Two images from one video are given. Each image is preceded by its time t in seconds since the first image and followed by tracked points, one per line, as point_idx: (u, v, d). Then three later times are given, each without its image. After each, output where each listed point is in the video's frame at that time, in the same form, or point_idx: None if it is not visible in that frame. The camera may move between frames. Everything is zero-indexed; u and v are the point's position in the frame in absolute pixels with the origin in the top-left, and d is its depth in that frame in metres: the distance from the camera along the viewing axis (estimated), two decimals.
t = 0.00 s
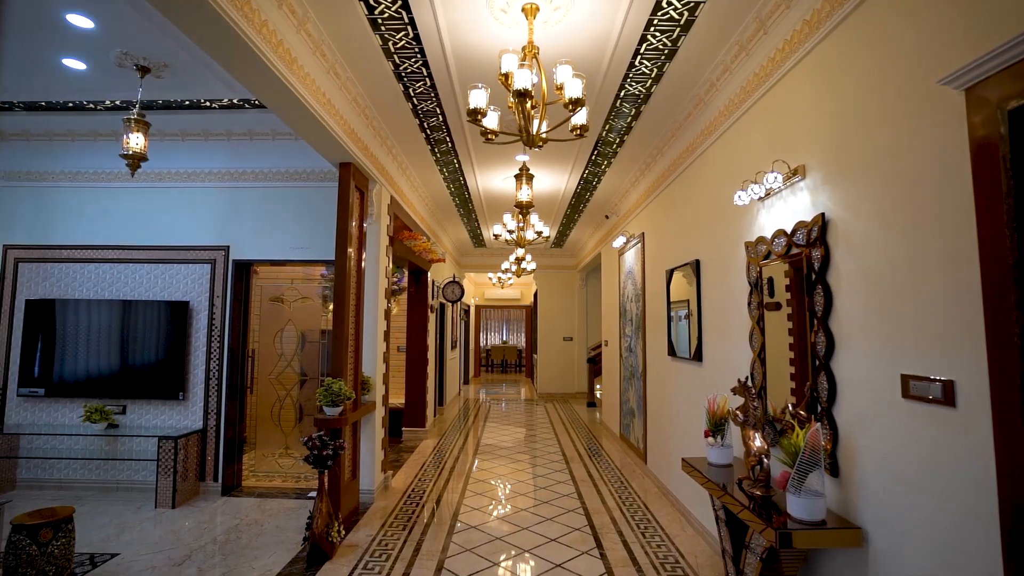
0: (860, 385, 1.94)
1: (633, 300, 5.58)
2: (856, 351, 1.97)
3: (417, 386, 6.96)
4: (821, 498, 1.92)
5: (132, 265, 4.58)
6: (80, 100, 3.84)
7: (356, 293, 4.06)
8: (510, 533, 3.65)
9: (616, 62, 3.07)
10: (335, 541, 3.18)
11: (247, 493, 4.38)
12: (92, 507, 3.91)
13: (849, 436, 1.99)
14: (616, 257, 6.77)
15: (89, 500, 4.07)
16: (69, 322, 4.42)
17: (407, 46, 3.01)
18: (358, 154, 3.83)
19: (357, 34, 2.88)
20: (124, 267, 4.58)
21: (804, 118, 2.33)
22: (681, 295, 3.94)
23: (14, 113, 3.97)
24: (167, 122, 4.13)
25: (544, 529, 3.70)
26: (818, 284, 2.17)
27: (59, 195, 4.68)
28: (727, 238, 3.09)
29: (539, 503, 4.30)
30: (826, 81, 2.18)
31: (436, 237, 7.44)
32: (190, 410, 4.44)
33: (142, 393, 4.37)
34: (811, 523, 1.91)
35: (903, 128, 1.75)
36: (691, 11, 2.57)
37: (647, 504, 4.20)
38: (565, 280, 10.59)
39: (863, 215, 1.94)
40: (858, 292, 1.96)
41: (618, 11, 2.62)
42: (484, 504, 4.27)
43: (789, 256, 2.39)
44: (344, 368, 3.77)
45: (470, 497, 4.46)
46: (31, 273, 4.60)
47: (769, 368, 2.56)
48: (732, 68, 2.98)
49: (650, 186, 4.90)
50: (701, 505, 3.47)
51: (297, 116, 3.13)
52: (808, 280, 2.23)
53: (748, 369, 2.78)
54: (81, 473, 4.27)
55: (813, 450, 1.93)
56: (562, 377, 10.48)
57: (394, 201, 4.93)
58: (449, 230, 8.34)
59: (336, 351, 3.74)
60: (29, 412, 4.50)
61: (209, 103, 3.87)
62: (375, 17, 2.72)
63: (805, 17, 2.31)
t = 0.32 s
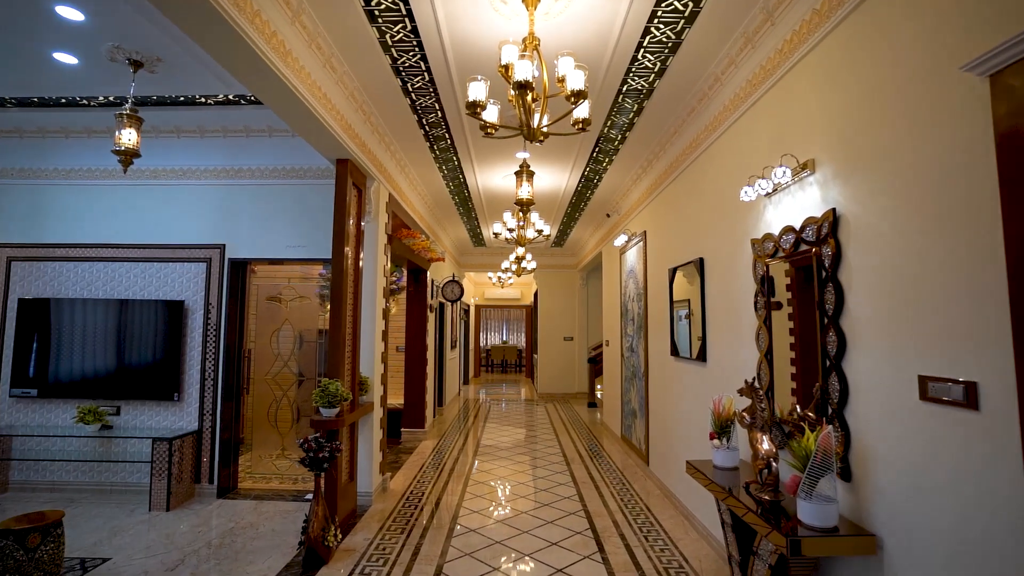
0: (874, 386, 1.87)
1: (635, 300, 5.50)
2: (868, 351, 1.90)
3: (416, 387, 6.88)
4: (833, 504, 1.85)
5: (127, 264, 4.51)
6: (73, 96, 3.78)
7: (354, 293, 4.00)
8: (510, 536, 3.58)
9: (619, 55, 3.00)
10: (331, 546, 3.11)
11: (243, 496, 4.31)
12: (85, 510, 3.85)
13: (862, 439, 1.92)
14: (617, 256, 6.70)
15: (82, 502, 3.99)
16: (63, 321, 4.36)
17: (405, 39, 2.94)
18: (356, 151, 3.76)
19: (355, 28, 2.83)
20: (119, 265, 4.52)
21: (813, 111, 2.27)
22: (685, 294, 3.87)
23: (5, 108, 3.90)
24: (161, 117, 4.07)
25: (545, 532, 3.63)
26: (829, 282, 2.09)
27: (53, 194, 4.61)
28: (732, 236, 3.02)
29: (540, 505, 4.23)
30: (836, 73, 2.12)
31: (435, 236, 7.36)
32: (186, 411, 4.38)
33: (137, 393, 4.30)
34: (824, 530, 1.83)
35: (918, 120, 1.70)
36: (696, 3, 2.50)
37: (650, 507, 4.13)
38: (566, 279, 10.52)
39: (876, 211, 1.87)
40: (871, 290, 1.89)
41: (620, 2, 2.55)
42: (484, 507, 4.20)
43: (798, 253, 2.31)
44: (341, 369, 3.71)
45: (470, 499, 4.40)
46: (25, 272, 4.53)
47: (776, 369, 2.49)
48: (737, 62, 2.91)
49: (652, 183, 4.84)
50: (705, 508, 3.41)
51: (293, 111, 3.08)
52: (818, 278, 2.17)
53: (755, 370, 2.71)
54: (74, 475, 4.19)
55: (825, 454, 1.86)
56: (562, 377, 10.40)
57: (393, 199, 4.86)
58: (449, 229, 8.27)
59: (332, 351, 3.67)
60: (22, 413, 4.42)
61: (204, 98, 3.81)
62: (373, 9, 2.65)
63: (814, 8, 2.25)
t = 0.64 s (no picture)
0: (888, 389, 1.79)
1: (637, 299, 5.42)
2: (883, 351, 1.82)
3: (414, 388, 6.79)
4: (846, 511, 1.77)
5: (120, 263, 4.43)
6: (64, 91, 3.71)
7: (350, 292, 3.92)
8: (510, 540, 3.50)
9: (621, 47, 2.93)
10: (327, 551, 3.03)
11: (238, 499, 4.23)
12: (76, 514, 3.77)
13: (877, 443, 1.84)
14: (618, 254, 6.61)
15: (73, 506, 3.92)
16: (54, 321, 4.27)
17: (402, 30, 2.87)
18: (352, 146, 3.69)
19: (349, 19, 2.76)
20: (112, 264, 4.44)
21: (822, 103, 2.19)
22: (688, 293, 3.79)
23: None
24: (153, 113, 4.06)
25: (545, 536, 3.56)
26: (841, 279, 2.01)
27: (45, 191, 4.53)
28: (738, 233, 2.94)
29: (540, 508, 4.15)
30: (847, 63, 2.05)
31: (435, 234, 7.27)
32: (180, 412, 4.29)
33: (130, 394, 4.22)
34: (836, 538, 1.76)
35: (920, 119, 1.68)
36: None
37: (652, 510, 4.05)
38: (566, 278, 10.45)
39: (892, 206, 1.79)
40: (885, 288, 1.81)
41: None
42: (483, 510, 4.12)
43: (807, 250, 2.24)
44: (336, 369, 3.63)
45: (469, 502, 4.32)
46: (16, 271, 4.46)
47: (784, 369, 2.42)
48: (742, 54, 2.84)
49: (654, 180, 4.76)
50: (710, 512, 3.34)
51: (290, 108, 3.05)
52: (829, 275, 2.09)
53: (762, 370, 2.63)
54: (67, 478, 4.12)
55: (837, 458, 1.78)
56: (562, 377, 10.31)
57: (391, 196, 4.79)
58: (448, 227, 8.19)
59: (328, 351, 3.59)
60: (13, 414, 4.35)
61: (198, 93, 3.74)
62: None
63: None
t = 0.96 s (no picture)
0: (906, 393, 1.70)
1: (638, 299, 5.33)
2: (899, 353, 1.74)
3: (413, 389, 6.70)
4: (862, 520, 1.68)
5: (111, 261, 4.35)
6: (53, 86, 3.63)
7: (346, 291, 3.84)
8: (509, 545, 3.42)
9: (624, 39, 2.85)
10: (321, 557, 2.95)
11: (231, 502, 4.15)
12: (66, 518, 3.69)
13: (893, 450, 1.76)
14: (619, 253, 6.52)
15: (62, 510, 3.83)
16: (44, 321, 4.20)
17: (398, 22, 2.80)
18: (348, 142, 3.62)
19: (343, 9, 2.67)
20: (103, 263, 4.36)
21: (833, 95, 2.11)
22: (691, 293, 3.71)
23: None
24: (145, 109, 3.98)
25: (545, 541, 3.48)
26: (853, 277, 1.92)
27: (35, 189, 4.44)
28: (743, 231, 2.86)
29: (540, 512, 4.06)
30: (859, 52, 1.97)
31: (433, 233, 7.18)
32: (173, 414, 4.23)
33: (122, 396, 4.14)
34: (850, 549, 1.66)
35: (945, 108, 1.58)
36: None
37: (654, 514, 3.97)
38: (566, 278, 10.36)
39: (910, 202, 1.70)
40: (902, 287, 1.72)
41: None
42: (482, 514, 4.04)
43: (817, 247, 2.15)
44: (332, 370, 3.55)
45: (467, 505, 4.24)
46: (5, 270, 4.37)
47: (793, 371, 2.33)
48: (748, 47, 2.76)
49: (655, 178, 4.69)
50: (714, 516, 3.25)
51: (285, 104, 2.99)
52: (840, 274, 2.00)
53: (769, 373, 2.55)
54: (57, 481, 4.03)
55: (852, 465, 1.69)
56: (562, 378, 10.22)
57: (388, 194, 4.71)
58: (447, 226, 8.11)
59: (323, 352, 3.51)
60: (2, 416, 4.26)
61: (191, 89, 3.67)
62: None
63: None
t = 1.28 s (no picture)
0: (927, 400, 1.60)
1: (639, 299, 5.25)
2: (919, 357, 1.63)
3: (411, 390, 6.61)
4: (878, 532, 1.58)
5: (101, 260, 4.26)
6: (41, 80, 3.54)
7: (340, 291, 3.75)
8: (508, 552, 3.32)
9: (626, 30, 2.76)
10: (313, 565, 2.85)
11: (223, 506, 4.05)
12: (53, 524, 3.60)
13: (910, 458, 1.66)
14: (620, 252, 6.44)
15: (50, 515, 3.74)
16: (32, 322, 4.11)
17: (392, 13, 2.72)
18: (342, 138, 3.52)
19: None
20: (93, 262, 4.26)
21: (845, 85, 2.02)
22: (694, 293, 3.62)
23: None
24: (137, 105, 3.91)
25: (544, 548, 3.38)
26: (868, 276, 1.82)
27: (24, 187, 4.35)
28: (749, 228, 2.77)
29: (540, 517, 3.96)
30: (872, 40, 1.88)
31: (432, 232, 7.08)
32: (164, 417, 4.13)
33: (111, 398, 4.05)
34: (866, 562, 1.56)
35: (968, 96, 1.48)
36: None
37: (656, 519, 3.88)
38: (566, 278, 10.26)
39: (929, 195, 1.61)
40: (921, 287, 1.62)
41: None
42: (481, 518, 3.94)
43: (828, 244, 2.05)
44: (325, 372, 3.45)
45: (465, 510, 4.14)
46: None
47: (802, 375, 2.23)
48: (754, 38, 2.67)
49: (657, 175, 4.60)
50: (719, 523, 3.16)
51: (276, 98, 2.90)
52: (853, 272, 1.90)
53: (776, 375, 2.45)
54: (45, 485, 3.94)
55: (868, 474, 1.59)
56: (562, 378, 10.12)
57: (385, 191, 4.62)
58: (446, 225, 8.02)
59: (317, 353, 3.41)
60: None
61: (182, 84, 3.60)
62: None
63: None
